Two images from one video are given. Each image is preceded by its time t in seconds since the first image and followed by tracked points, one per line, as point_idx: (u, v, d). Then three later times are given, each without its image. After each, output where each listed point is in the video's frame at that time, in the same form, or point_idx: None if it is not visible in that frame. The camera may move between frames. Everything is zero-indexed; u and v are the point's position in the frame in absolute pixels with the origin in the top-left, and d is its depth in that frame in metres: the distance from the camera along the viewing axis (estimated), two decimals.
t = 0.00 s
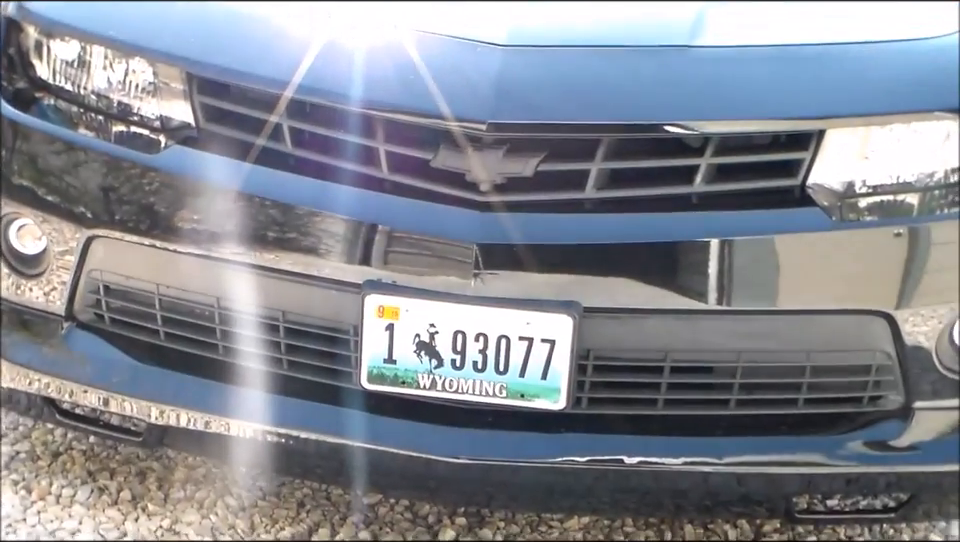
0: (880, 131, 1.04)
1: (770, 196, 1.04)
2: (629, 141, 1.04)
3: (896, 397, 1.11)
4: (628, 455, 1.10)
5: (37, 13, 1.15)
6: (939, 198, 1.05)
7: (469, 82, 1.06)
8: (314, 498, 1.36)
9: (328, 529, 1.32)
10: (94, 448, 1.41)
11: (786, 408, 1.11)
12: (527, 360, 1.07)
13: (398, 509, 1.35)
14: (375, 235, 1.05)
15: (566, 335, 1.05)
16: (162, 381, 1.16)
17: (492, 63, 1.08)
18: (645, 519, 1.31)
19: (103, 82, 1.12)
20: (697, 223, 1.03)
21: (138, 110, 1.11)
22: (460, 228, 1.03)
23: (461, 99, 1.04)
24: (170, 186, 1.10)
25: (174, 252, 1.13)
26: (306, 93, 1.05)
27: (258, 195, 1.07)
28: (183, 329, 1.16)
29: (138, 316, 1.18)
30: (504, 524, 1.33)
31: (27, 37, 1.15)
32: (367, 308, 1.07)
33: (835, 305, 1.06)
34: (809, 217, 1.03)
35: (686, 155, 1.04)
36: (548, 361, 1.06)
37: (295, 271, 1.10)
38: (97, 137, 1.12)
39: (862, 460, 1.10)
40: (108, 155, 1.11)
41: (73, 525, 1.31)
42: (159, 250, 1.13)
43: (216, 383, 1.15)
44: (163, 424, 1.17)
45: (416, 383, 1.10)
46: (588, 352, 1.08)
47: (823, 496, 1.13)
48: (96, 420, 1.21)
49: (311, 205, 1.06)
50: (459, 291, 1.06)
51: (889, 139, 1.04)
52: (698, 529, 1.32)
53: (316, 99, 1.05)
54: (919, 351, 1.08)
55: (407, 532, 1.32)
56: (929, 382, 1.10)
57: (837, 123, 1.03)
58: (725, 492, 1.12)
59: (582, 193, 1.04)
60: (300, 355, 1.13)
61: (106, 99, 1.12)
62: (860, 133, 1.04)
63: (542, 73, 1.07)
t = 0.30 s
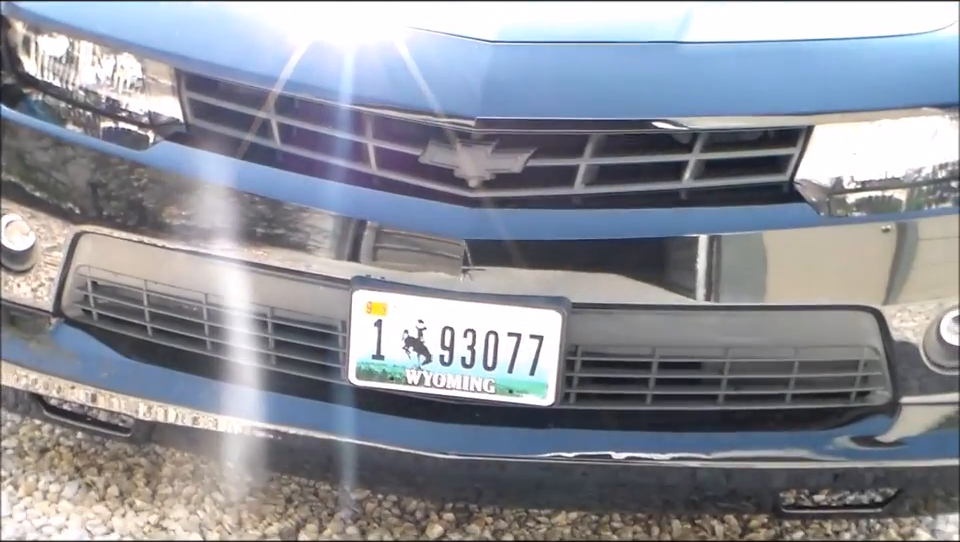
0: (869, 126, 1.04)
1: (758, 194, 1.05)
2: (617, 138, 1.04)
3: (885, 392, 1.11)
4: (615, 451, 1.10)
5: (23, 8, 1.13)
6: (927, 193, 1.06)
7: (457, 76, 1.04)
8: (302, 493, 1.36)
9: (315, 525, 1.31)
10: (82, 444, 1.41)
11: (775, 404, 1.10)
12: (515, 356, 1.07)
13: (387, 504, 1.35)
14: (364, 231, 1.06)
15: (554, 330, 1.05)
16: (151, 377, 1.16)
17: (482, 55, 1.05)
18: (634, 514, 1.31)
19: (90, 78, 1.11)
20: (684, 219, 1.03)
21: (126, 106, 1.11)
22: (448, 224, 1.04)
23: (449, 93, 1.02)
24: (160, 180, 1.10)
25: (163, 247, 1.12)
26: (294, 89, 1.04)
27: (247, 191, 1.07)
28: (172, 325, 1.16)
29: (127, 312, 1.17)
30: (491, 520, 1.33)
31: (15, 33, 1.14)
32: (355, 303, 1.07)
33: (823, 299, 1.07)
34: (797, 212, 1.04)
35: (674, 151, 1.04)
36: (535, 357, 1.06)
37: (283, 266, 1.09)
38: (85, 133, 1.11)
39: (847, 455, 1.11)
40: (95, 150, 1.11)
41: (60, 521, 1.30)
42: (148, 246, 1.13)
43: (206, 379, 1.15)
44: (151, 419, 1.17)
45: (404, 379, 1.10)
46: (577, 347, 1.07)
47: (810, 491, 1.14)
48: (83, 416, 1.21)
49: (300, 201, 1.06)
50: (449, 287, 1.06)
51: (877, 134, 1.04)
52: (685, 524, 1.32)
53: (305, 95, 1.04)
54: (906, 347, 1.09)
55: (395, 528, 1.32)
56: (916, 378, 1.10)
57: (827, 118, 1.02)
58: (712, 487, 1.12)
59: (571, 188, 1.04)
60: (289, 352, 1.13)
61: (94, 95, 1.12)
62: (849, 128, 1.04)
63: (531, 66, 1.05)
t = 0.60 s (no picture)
0: (826, 107, 1.05)
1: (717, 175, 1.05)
2: (574, 119, 1.03)
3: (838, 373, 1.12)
4: (572, 432, 1.10)
5: None
6: (883, 174, 1.06)
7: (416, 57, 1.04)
8: (259, 475, 1.34)
9: (271, 507, 1.30)
10: (35, 424, 1.38)
11: (730, 384, 1.12)
12: (473, 338, 1.06)
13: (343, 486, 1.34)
14: (322, 212, 1.04)
15: (512, 312, 1.05)
16: (108, 359, 1.14)
17: (441, 38, 1.05)
18: (591, 495, 1.31)
19: (46, 58, 1.10)
20: (643, 200, 1.03)
21: (82, 85, 1.08)
22: (403, 204, 1.03)
23: (407, 74, 1.02)
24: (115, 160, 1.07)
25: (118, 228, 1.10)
26: (252, 68, 1.03)
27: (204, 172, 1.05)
28: (129, 307, 1.14)
29: (84, 294, 1.15)
30: (449, 500, 1.32)
31: None
32: (312, 285, 1.06)
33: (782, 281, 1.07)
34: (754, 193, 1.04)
35: (632, 131, 1.04)
36: (493, 338, 1.06)
37: (241, 247, 1.07)
38: (40, 112, 1.09)
39: (804, 435, 1.12)
40: (50, 129, 1.09)
41: (14, 503, 1.29)
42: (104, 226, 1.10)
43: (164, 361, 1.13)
44: (107, 401, 1.15)
45: (361, 358, 1.08)
46: (535, 327, 1.07)
47: (764, 471, 1.15)
48: (37, 398, 1.19)
49: (258, 182, 1.04)
50: (405, 269, 1.05)
51: (833, 116, 1.05)
52: (641, 505, 1.33)
53: (263, 75, 1.03)
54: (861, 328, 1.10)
55: (351, 509, 1.31)
56: (869, 359, 1.11)
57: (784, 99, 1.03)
58: (669, 467, 1.13)
59: (529, 169, 1.03)
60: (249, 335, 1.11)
61: (50, 74, 1.09)
62: (806, 109, 1.04)
63: (489, 49, 1.05)
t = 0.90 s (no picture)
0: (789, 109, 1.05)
1: (682, 177, 1.05)
2: (539, 122, 1.03)
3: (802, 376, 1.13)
4: (538, 433, 1.11)
5: None
6: (846, 176, 1.07)
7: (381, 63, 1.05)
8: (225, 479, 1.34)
9: (236, 511, 1.29)
10: None
11: (692, 386, 1.13)
12: (438, 340, 1.07)
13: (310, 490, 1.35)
14: (286, 214, 1.02)
15: (476, 314, 1.05)
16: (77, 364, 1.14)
17: (404, 45, 1.06)
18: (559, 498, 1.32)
19: (9, 59, 1.10)
20: (608, 202, 1.03)
21: (44, 87, 1.08)
22: (366, 206, 1.02)
23: (371, 78, 1.02)
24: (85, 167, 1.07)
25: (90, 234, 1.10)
26: (215, 69, 1.02)
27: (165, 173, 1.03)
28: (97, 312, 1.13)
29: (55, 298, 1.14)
30: (415, 502, 1.33)
31: None
32: (278, 287, 1.05)
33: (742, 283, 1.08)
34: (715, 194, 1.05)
35: (594, 134, 1.04)
36: (458, 339, 1.07)
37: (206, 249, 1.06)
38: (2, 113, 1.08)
39: (768, 437, 1.13)
40: (12, 131, 1.08)
41: None
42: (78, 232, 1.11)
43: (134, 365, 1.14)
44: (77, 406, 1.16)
45: (326, 362, 1.09)
46: (504, 331, 1.08)
47: (729, 472, 1.15)
48: (1, 401, 1.20)
49: (220, 183, 1.02)
50: (370, 272, 1.05)
51: (796, 117, 1.06)
52: (607, 506, 1.33)
53: (225, 77, 1.03)
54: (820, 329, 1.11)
55: (317, 512, 1.31)
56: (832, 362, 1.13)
57: (746, 102, 1.03)
58: (633, 468, 1.14)
59: (495, 171, 1.03)
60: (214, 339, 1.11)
61: (12, 76, 1.09)
62: (768, 111, 1.05)
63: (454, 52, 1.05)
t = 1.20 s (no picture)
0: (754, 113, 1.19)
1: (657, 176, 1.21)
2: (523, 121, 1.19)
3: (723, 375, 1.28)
4: (524, 437, 1.30)
5: None
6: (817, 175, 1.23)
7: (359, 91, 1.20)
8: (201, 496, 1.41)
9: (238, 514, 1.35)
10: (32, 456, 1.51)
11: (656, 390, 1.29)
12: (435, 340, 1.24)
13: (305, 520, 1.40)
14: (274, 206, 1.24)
15: (463, 314, 1.24)
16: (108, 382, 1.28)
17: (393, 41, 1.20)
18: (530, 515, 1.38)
19: None
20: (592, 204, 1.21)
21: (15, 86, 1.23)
22: (355, 208, 1.23)
23: (351, 79, 1.19)
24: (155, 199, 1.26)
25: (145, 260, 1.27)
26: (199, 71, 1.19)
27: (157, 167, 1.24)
28: (94, 312, 1.26)
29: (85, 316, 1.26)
30: (401, 505, 1.38)
31: None
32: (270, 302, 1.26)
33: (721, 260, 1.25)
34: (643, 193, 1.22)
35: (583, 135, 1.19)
36: (442, 343, 1.24)
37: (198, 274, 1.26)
38: None
39: (748, 439, 1.30)
40: None
41: None
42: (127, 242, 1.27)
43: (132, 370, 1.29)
44: (100, 409, 1.30)
45: (312, 364, 1.27)
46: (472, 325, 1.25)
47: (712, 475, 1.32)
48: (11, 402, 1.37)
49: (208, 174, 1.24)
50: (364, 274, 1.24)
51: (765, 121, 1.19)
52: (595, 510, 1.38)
53: (212, 77, 1.19)
54: (816, 300, 1.27)
55: (304, 514, 1.37)
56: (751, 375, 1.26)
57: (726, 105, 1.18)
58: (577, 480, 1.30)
59: (480, 172, 1.20)
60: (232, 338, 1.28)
61: None
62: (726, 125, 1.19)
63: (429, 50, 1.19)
